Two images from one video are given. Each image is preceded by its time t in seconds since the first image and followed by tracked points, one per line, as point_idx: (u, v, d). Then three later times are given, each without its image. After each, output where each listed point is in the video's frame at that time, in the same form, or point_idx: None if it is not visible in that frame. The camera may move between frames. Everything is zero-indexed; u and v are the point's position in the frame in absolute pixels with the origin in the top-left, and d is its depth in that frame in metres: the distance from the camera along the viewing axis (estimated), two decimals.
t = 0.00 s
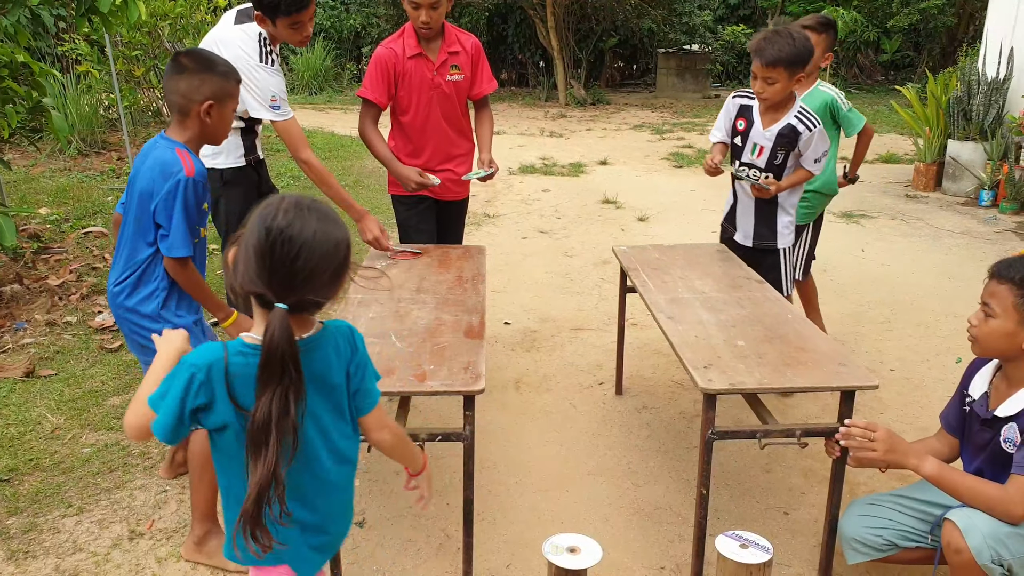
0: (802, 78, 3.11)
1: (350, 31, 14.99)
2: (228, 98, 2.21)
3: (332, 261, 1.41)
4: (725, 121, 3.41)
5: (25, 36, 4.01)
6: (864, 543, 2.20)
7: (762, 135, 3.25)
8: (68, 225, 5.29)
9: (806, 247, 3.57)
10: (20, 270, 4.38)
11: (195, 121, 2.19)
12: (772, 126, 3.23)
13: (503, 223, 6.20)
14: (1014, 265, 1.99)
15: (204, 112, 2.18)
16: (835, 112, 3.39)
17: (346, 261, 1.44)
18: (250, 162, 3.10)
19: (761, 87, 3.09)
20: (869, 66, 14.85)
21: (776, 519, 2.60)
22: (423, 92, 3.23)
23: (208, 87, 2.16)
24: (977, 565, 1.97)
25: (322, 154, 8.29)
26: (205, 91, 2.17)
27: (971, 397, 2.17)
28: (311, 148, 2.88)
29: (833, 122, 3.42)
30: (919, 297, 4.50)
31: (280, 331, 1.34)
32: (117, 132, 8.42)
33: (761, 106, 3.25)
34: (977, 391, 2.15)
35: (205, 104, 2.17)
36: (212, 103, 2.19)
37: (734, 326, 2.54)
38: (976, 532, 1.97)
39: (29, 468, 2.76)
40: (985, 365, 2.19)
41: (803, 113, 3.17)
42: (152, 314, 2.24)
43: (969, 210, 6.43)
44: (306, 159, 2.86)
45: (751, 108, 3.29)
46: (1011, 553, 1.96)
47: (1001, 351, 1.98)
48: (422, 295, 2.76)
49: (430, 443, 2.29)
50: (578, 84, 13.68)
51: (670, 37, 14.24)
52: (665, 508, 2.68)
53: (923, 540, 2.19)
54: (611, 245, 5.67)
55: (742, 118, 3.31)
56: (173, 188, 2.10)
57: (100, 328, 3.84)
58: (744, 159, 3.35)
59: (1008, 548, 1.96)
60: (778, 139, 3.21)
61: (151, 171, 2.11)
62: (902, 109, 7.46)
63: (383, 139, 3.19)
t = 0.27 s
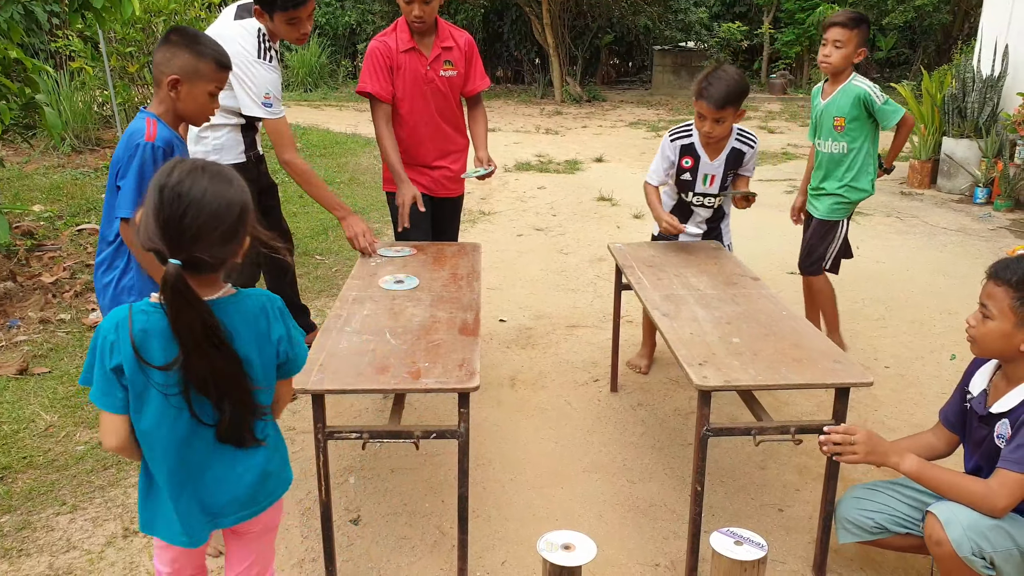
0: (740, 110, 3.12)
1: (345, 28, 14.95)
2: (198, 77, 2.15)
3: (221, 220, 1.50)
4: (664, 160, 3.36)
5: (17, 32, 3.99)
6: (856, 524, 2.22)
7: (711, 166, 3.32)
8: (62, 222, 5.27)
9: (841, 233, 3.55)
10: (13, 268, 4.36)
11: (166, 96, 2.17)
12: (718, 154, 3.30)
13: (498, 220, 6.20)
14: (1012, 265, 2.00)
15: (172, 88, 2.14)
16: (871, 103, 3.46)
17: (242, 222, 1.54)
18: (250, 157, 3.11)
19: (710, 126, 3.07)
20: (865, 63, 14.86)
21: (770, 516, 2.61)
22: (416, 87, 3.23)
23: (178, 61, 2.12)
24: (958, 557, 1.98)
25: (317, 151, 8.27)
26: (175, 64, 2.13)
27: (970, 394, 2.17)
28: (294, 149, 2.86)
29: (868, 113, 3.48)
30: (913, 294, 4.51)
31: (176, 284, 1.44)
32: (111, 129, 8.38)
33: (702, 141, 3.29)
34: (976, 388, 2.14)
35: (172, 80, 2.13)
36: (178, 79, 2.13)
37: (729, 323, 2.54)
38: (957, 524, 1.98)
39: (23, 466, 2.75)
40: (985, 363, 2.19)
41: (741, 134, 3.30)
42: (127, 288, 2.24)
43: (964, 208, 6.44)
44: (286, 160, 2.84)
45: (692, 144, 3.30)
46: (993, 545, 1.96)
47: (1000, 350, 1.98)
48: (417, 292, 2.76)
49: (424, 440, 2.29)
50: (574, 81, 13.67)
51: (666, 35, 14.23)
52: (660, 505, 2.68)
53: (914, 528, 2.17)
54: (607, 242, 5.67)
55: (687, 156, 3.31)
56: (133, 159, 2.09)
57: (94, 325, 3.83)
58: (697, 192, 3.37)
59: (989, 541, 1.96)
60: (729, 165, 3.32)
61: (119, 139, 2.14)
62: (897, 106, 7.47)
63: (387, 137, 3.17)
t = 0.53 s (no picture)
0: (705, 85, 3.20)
1: (342, 25, 14.92)
2: (183, 78, 2.15)
3: (100, 202, 1.48)
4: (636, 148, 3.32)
5: (13, 28, 3.97)
6: (851, 518, 2.23)
7: (681, 143, 3.37)
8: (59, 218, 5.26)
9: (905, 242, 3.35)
10: (9, 264, 4.35)
11: (157, 102, 2.19)
12: (684, 130, 3.36)
13: (496, 217, 6.19)
14: (1018, 263, 2.00)
15: (161, 91, 2.16)
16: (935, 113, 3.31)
17: (124, 205, 1.51)
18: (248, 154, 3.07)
19: (677, 104, 3.18)
20: (862, 60, 14.87)
21: (767, 512, 2.61)
22: (413, 81, 3.21)
23: (166, 63, 2.15)
24: (953, 552, 1.97)
25: (314, 147, 8.25)
26: (162, 67, 2.16)
27: (971, 391, 2.18)
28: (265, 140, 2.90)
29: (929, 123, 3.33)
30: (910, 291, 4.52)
31: (35, 262, 1.44)
32: (106, 126, 8.35)
33: (670, 120, 3.33)
34: (976, 385, 2.15)
35: (158, 81, 2.15)
36: (163, 79, 2.15)
37: (726, 320, 2.55)
38: (950, 518, 1.99)
39: (19, 463, 2.74)
40: (986, 360, 2.19)
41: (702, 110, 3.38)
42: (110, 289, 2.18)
43: (961, 204, 6.45)
44: (258, 151, 2.88)
45: (661, 126, 3.32)
46: (987, 540, 1.96)
47: (1004, 348, 1.98)
48: (414, 289, 2.75)
49: (422, 436, 2.28)
50: (571, 77, 13.65)
51: (663, 31, 14.23)
52: (658, 502, 2.68)
53: (909, 521, 2.16)
54: (604, 238, 5.67)
55: (659, 138, 3.33)
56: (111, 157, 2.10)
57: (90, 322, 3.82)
58: (670, 169, 3.41)
59: (983, 535, 1.96)
60: (695, 141, 3.39)
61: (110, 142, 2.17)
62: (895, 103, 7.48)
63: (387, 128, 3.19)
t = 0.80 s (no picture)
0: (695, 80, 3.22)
1: (343, 20, 14.90)
2: (228, 104, 2.05)
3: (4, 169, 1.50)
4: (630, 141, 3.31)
5: (14, 21, 3.97)
6: (854, 518, 2.23)
7: (669, 133, 3.37)
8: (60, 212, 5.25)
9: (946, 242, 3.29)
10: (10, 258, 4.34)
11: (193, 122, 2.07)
12: (672, 119, 3.37)
13: (497, 212, 6.18)
14: None
15: (200, 114, 2.05)
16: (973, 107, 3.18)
17: (35, 178, 1.52)
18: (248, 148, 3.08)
19: (671, 98, 3.18)
20: (864, 55, 14.83)
21: (769, 508, 2.61)
22: (416, 73, 3.20)
23: (211, 87, 2.04)
24: (968, 554, 1.97)
25: (315, 142, 8.24)
26: (205, 90, 2.04)
27: (976, 388, 2.17)
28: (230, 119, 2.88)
29: (967, 118, 3.20)
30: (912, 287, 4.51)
31: None
32: (107, 120, 8.33)
33: (657, 111, 3.33)
34: (983, 383, 2.14)
35: (200, 106, 2.04)
36: (207, 105, 2.04)
37: (728, 316, 2.54)
38: (967, 520, 1.98)
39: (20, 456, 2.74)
40: (992, 357, 2.19)
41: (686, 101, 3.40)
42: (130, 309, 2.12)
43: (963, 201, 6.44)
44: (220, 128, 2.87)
45: (649, 117, 3.33)
46: (1002, 542, 1.96)
47: (1010, 345, 1.98)
48: (415, 284, 2.75)
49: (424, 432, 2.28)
50: (572, 73, 13.63)
51: (665, 26, 14.20)
52: (659, 498, 2.68)
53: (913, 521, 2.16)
54: (605, 234, 5.66)
55: (649, 129, 3.33)
56: (137, 182, 2.00)
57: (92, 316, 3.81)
58: (662, 161, 3.40)
59: (998, 538, 1.96)
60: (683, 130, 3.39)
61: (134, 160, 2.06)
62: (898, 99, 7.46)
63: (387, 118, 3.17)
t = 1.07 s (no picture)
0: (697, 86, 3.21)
1: (345, 16, 14.88)
2: (296, 155, 2.11)
3: None
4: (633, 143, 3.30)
5: (17, 17, 3.96)
6: (858, 517, 2.22)
7: (675, 135, 3.36)
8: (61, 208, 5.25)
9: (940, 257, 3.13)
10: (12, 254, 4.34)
11: (252, 166, 2.08)
12: (677, 121, 3.36)
13: (499, 209, 6.18)
14: None
15: (266, 164, 2.08)
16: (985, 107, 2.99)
17: (4, 169, 1.52)
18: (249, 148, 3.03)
19: (677, 104, 3.16)
20: (866, 53, 14.80)
21: (771, 507, 2.61)
22: (422, 66, 3.20)
23: (281, 139, 2.07)
24: (978, 557, 1.97)
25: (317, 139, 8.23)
26: (274, 142, 2.07)
27: (982, 388, 2.16)
28: (203, 96, 2.74)
29: (979, 119, 3.00)
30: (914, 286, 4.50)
31: None
32: (109, 116, 8.33)
33: (663, 114, 3.31)
34: (989, 383, 2.14)
35: (271, 157, 2.07)
36: (276, 156, 2.08)
37: (731, 314, 2.53)
38: (977, 523, 1.98)
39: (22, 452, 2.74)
40: (998, 357, 2.18)
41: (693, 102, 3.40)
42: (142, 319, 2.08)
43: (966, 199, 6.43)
44: (191, 104, 2.72)
45: (655, 120, 3.31)
46: (1012, 546, 1.95)
47: (1012, 343, 1.97)
48: (417, 281, 2.74)
49: (426, 429, 2.28)
50: (574, 70, 13.61)
51: (667, 24, 14.18)
52: (661, 496, 2.68)
53: (917, 521, 2.16)
54: (607, 232, 5.65)
55: (654, 132, 3.32)
56: (175, 212, 1.97)
57: (94, 312, 3.81)
58: (667, 163, 3.39)
59: (1009, 542, 1.95)
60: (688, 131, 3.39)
61: (175, 187, 2.02)
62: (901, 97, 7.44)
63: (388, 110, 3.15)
